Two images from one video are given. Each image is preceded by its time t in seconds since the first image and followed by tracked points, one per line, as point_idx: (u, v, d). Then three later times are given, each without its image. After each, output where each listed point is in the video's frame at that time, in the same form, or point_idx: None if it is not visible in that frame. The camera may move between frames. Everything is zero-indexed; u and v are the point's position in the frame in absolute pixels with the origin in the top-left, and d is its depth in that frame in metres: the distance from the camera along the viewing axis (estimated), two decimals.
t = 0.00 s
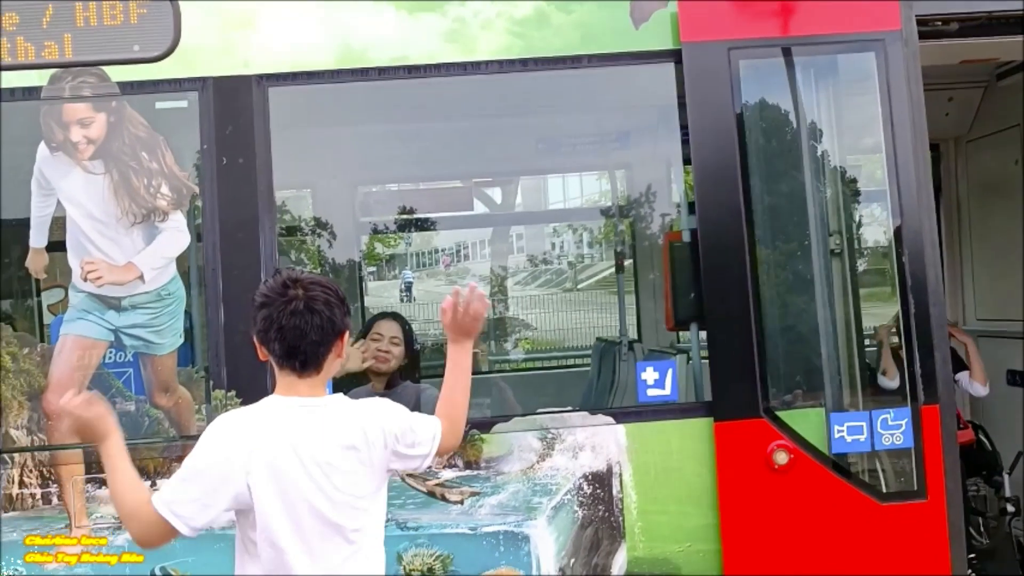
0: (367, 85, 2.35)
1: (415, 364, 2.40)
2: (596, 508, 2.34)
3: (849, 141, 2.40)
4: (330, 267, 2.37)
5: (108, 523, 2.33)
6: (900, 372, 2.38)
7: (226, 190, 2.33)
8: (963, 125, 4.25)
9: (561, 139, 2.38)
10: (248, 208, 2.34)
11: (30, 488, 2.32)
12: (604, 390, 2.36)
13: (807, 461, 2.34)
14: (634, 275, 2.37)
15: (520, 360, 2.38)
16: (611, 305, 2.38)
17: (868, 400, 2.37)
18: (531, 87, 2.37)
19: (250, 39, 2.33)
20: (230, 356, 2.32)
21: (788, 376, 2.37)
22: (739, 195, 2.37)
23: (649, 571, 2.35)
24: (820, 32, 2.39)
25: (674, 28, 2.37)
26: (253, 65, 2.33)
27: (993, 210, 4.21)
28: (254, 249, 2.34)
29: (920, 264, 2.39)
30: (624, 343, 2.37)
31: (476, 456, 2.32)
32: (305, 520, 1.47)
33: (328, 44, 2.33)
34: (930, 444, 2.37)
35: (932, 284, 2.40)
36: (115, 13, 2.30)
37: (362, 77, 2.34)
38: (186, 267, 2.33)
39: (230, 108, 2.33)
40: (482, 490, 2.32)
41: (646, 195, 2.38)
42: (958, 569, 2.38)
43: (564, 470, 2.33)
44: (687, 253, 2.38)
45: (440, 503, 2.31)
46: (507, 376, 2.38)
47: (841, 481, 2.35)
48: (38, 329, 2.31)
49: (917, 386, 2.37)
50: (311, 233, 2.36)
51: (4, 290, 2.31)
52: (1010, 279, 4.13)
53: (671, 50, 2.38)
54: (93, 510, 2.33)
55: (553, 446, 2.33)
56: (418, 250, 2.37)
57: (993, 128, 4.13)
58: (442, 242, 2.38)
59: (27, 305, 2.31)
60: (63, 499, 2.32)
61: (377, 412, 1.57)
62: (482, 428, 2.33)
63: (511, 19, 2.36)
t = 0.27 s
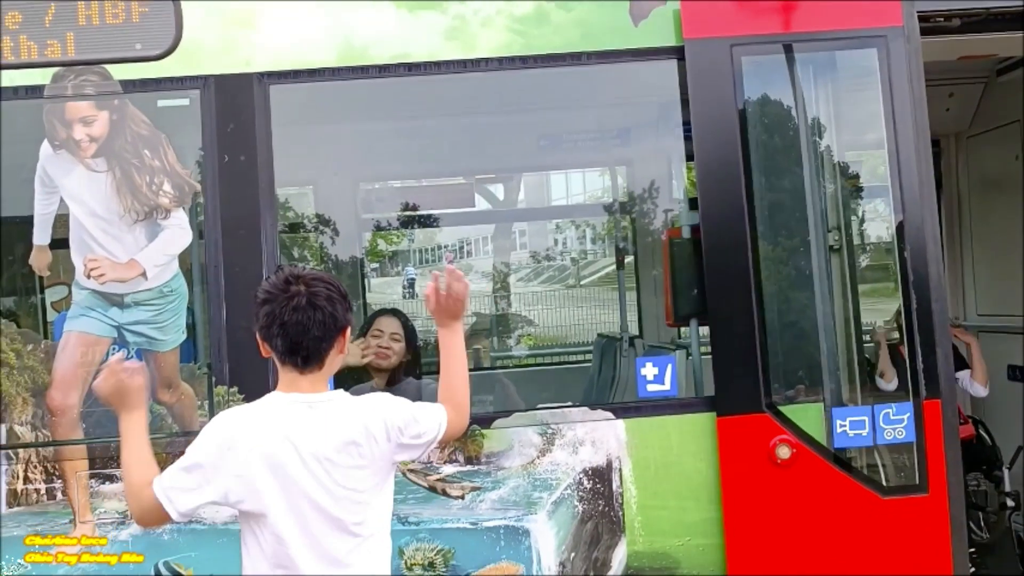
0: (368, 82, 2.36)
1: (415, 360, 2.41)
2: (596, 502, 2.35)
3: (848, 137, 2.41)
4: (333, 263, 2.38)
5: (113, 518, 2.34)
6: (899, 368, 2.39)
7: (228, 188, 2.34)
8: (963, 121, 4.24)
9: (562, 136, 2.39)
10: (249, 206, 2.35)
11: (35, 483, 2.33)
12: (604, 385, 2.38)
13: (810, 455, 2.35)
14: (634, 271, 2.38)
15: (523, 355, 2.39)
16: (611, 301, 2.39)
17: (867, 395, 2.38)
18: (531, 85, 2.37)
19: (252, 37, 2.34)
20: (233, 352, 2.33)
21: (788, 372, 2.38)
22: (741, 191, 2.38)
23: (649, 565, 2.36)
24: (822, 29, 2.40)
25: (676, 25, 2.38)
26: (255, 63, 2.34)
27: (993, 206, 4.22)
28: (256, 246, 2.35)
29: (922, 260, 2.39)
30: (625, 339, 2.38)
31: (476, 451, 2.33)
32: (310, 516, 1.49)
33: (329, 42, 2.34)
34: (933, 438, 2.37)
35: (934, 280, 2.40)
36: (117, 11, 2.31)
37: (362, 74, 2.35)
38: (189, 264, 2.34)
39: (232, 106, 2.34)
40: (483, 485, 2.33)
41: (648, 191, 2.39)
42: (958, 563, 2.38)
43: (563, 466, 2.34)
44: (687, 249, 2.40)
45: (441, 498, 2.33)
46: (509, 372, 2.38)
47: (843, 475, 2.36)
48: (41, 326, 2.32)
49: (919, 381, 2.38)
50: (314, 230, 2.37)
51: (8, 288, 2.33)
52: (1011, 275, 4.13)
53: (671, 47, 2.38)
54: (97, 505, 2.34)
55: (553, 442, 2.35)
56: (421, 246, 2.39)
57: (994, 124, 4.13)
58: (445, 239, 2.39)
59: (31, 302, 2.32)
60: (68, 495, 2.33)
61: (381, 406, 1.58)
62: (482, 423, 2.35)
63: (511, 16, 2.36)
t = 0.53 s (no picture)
0: (368, 81, 2.37)
1: (416, 357, 2.43)
2: (595, 497, 2.36)
3: (847, 134, 2.42)
4: (335, 261, 2.39)
5: (116, 514, 2.36)
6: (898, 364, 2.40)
7: (230, 186, 2.36)
8: (963, 116, 4.23)
9: (562, 134, 2.40)
10: (251, 204, 2.36)
11: (39, 479, 2.35)
12: (605, 381, 2.39)
13: (810, 449, 2.37)
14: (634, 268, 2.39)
15: (525, 351, 2.40)
16: (611, 297, 2.40)
17: (866, 391, 2.39)
18: (530, 83, 2.38)
19: (252, 36, 2.35)
20: (234, 349, 2.35)
21: (787, 368, 2.39)
22: (742, 187, 2.39)
23: (648, 560, 2.38)
24: (822, 26, 2.41)
25: (677, 23, 2.39)
26: (256, 62, 2.35)
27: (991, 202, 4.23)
28: (257, 244, 2.37)
29: (923, 256, 2.40)
30: (625, 335, 2.39)
31: (476, 447, 2.35)
32: (311, 510, 1.50)
33: (329, 41, 2.35)
34: (934, 433, 2.38)
35: (934, 276, 2.41)
36: (118, 11, 2.32)
37: (362, 73, 2.36)
38: (190, 262, 2.36)
39: (233, 104, 2.35)
40: (483, 480, 2.35)
41: (647, 188, 2.40)
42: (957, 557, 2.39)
43: (562, 461, 2.36)
44: (686, 246, 2.41)
45: (441, 493, 2.34)
46: (511, 369, 2.40)
47: (843, 469, 2.37)
48: (45, 324, 2.34)
49: (920, 375, 2.39)
50: (316, 228, 2.39)
51: (11, 285, 2.34)
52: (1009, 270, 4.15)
53: (670, 44, 2.39)
54: (99, 502, 2.36)
55: (552, 437, 2.36)
56: (423, 243, 2.40)
57: (993, 120, 4.14)
58: (448, 236, 2.39)
59: (34, 300, 2.34)
60: (71, 491, 2.35)
61: (382, 400, 1.59)
62: (482, 419, 2.36)
63: (510, 15, 2.37)
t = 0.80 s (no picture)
0: (367, 80, 2.38)
1: (415, 354, 2.45)
2: (594, 493, 2.38)
3: (845, 132, 2.43)
4: (336, 259, 2.41)
5: (118, 510, 2.38)
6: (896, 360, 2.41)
7: (230, 185, 2.37)
8: (961, 113, 4.25)
9: (561, 132, 2.41)
10: (251, 203, 2.38)
11: (42, 476, 2.37)
12: (604, 378, 2.40)
13: (810, 444, 2.38)
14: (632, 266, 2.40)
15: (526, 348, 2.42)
16: (610, 295, 2.41)
17: (863, 387, 2.40)
18: (528, 82, 2.40)
19: (252, 36, 2.37)
20: (235, 347, 2.36)
21: (785, 364, 2.40)
22: (743, 184, 2.40)
23: (647, 555, 2.40)
24: (822, 24, 2.42)
25: (677, 21, 2.40)
26: (256, 62, 2.37)
27: (987, 198, 4.25)
28: (258, 242, 2.38)
29: (922, 253, 2.41)
30: (624, 332, 2.41)
31: (475, 443, 2.36)
32: (310, 504, 1.51)
33: (328, 41, 2.37)
34: (933, 428, 2.39)
35: (934, 272, 2.42)
36: (119, 12, 2.34)
37: (361, 73, 2.38)
38: (191, 260, 2.37)
39: (233, 104, 2.36)
40: (482, 476, 2.37)
41: (647, 186, 2.41)
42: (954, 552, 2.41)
43: (561, 456, 2.37)
44: (686, 243, 2.41)
45: (441, 489, 2.36)
46: (512, 365, 2.42)
47: (842, 463, 2.38)
48: (47, 322, 2.36)
49: (919, 371, 2.40)
50: (318, 226, 2.40)
51: (14, 284, 2.36)
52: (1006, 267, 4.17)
53: (668, 43, 2.40)
54: (102, 498, 2.37)
55: (551, 433, 2.37)
56: (424, 241, 2.41)
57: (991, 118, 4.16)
58: (449, 234, 2.41)
59: (37, 299, 2.36)
60: (74, 487, 2.37)
61: (380, 394, 1.60)
62: (481, 415, 2.37)
63: (508, 14, 2.38)
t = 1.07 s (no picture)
0: (366, 80, 2.39)
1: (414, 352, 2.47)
2: (592, 489, 2.39)
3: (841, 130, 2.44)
4: (337, 258, 2.42)
5: (120, 508, 2.40)
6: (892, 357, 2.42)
7: (230, 185, 2.39)
8: (958, 111, 4.26)
9: (559, 131, 2.42)
10: (251, 203, 2.39)
11: (44, 474, 2.39)
12: (604, 375, 2.42)
13: (810, 440, 2.39)
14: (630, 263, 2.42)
15: (527, 346, 2.43)
16: (609, 293, 2.43)
17: (860, 384, 2.42)
18: (526, 81, 2.41)
19: (252, 37, 2.38)
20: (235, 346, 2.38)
21: (783, 361, 2.42)
22: (742, 181, 2.41)
23: (645, 550, 2.41)
24: (821, 23, 2.43)
25: (678, 20, 2.41)
26: (256, 62, 2.38)
27: (984, 195, 4.26)
28: (257, 240, 2.40)
29: (921, 250, 2.42)
30: (623, 330, 2.42)
31: (474, 440, 2.38)
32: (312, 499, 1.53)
33: (327, 41, 2.38)
34: (932, 423, 2.41)
35: (932, 269, 2.43)
36: (119, 13, 2.35)
37: (360, 72, 2.39)
38: (192, 260, 2.39)
39: (232, 104, 2.38)
40: (481, 473, 2.38)
41: (646, 184, 2.42)
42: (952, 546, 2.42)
43: (559, 453, 2.39)
44: (681, 241, 2.43)
45: (441, 486, 2.38)
46: (514, 363, 2.43)
47: (842, 459, 2.40)
48: (49, 321, 2.38)
49: (918, 367, 2.42)
50: (319, 224, 2.41)
51: (16, 284, 2.38)
52: (1005, 263, 4.17)
53: (665, 42, 2.41)
54: (104, 496, 2.39)
55: (549, 430, 2.39)
56: (425, 240, 2.42)
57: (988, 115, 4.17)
58: (450, 233, 2.42)
59: (39, 298, 2.38)
60: (76, 485, 2.38)
61: (381, 389, 1.60)
62: (479, 413, 2.39)
63: (505, 14, 2.40)
